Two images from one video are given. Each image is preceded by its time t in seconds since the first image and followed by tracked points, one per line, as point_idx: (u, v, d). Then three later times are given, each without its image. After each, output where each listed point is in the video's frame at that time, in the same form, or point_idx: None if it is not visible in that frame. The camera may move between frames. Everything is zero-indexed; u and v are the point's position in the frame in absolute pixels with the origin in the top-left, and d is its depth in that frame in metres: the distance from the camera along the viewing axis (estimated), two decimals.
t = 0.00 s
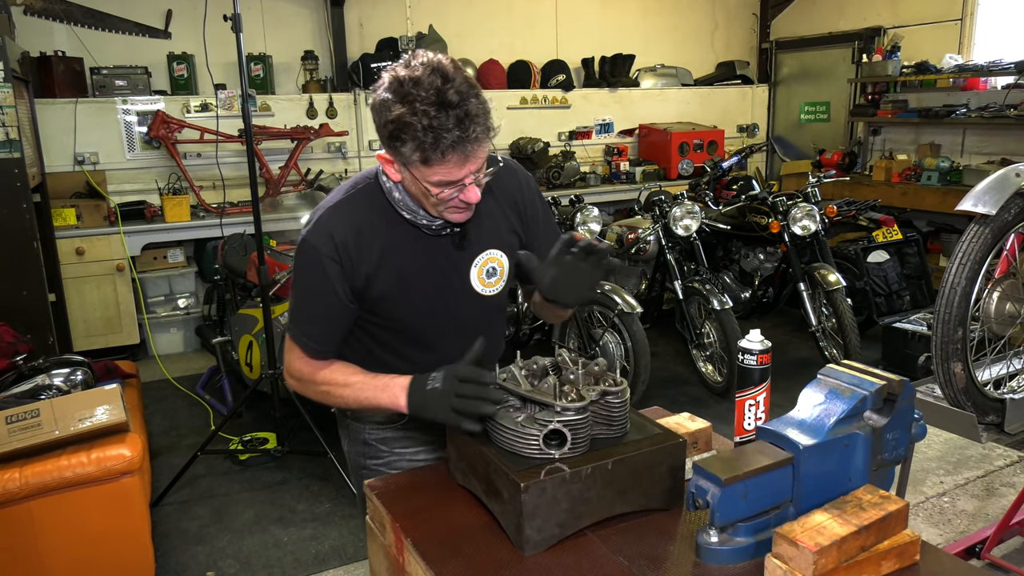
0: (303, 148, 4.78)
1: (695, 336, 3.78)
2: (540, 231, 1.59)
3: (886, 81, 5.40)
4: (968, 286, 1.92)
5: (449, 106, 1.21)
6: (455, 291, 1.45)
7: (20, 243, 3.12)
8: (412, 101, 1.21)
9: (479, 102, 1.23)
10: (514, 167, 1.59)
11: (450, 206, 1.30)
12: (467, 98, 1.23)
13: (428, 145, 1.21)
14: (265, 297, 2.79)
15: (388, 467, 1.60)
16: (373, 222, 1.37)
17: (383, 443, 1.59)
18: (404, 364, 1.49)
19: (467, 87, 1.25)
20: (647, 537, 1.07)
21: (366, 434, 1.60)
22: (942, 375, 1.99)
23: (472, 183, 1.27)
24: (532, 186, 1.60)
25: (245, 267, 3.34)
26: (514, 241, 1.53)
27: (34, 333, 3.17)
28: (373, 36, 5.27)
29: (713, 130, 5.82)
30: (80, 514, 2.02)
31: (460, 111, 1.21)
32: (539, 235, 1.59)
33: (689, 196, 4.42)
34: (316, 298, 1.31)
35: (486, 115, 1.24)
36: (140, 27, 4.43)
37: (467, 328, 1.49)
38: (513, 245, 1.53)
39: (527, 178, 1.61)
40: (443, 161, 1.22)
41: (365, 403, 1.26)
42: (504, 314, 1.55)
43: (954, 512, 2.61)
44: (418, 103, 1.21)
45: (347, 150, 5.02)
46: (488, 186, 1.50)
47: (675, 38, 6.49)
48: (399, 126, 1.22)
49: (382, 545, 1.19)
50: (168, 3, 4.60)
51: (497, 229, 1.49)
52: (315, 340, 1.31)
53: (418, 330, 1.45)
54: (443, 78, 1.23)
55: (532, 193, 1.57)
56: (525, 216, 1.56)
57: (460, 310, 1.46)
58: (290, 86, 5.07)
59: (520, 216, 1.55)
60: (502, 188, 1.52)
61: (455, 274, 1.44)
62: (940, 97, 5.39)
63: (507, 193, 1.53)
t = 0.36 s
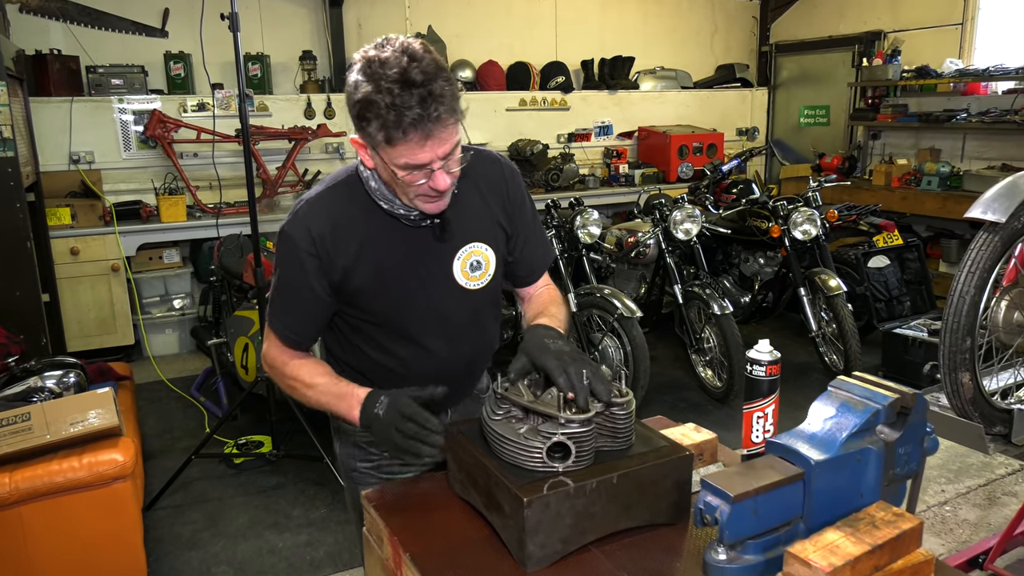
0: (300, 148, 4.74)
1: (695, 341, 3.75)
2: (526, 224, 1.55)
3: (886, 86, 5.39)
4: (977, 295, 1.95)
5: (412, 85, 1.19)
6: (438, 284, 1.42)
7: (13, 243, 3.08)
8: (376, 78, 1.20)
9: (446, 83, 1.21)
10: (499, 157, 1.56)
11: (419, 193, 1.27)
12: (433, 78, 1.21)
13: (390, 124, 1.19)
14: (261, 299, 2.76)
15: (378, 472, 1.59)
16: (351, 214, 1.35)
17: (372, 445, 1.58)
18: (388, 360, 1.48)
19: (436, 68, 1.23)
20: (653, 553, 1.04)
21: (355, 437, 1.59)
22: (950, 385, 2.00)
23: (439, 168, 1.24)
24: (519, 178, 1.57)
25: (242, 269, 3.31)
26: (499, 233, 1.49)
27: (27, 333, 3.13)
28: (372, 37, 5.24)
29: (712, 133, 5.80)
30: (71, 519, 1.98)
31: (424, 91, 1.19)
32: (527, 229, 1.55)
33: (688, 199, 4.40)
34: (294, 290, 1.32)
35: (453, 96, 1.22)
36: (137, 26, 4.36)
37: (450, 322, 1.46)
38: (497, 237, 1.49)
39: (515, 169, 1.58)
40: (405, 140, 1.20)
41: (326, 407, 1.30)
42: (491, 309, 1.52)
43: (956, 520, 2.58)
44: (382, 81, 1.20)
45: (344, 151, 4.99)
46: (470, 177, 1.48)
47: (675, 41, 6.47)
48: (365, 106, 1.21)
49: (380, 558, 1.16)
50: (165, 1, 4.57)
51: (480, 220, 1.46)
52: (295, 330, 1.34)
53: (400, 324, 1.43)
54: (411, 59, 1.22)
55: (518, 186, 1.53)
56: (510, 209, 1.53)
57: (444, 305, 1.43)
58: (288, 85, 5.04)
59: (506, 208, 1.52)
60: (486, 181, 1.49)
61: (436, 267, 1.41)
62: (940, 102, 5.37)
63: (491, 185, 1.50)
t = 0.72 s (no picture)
0: (299, 148, 4.71)
1: (697, 343, 3.72)
2: (524, 227, 1.52)
3: (889, 87, 5.36)
4: (989, 299, 1.96)
5: (408, 90, 1.19)
6: (432, 280, 1.38)
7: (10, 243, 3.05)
8: (374, 79, 1.20)
9: (443, 92, 1.21)
10: (502, 161, 1.55)
11: (409, 192, 1.26)
12: (429, 86, 1.21)
13: (383, 125, 1.19)
14: (260, 302, 2.72)
15: (374, 462, 1.53)
16: (350, 206, 1.34)
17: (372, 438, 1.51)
18: (384, 359, 1.43)
19: (437, 77, 1.24)
20: (664, 567, 1.01)
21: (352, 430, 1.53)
22: (961, 391, 2.01)
23: (428, 171, 1.23)
24: (518, 179, 1.55)
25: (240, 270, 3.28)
26: (496, 234, 1.46)
27: (23, 335, 3.10)
28: (372, 36, 5.20)
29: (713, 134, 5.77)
30: (67, 525, 1.95)
31: (417, 97, 1.18)
32: (521, 230, 1.52)
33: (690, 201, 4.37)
34: (291, 279, 1.31)
35: (447, 106, 1.22)
36: (135, 25, 4.41)
37: (445, 320, 1.41)
38: (493, 237, 1.46)
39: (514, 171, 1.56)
40: (396, 142, 1.20)
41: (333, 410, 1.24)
42: (488, 309, 1.47)
43: (962, 526, 2.55)
44: (382, 82, 1.20)
45: (344, 151, 4.96)
46: (468, 175, 1.46)
47: (676, 42, 6.44)
48: (361, 103, 1.20)
49: (382, 569, 1.13)
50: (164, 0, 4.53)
51: (476, 218, 1.43)
52: (292, 318, 1.31)
53: (394, 320, 1.39)
54: (411, 65, 1.22)
55: (515, 186, 1.51)
56: (508, 209, 1.50)
57: (438, 301, 1.39)
58: (287, 85, 5.01)
59: (503, 208, 1.49)
60: (483, 179, 1.47)
61: (430, 262, 1.38)
62: (943, 104, 5.33)
63: (488, 183, 1.47)
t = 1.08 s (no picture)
0: (298, 151, 4.69)
1: (699, 344, 3.69)
2: (507, 222, 1.53)
3: (889, 86, 5.34)
4: (998, 300, 1.96)
5: (405, 75, 1.19)
6: (419, 275, 1.38)
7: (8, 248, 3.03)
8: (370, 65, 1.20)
9: (439, 76, 1.22)
10: (484, 156, 1.56)
11: (402, 181, 1.25)
12: (424, 70, 1.21)
13: (381, 109, 1.18)
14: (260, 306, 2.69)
15: (351, 467, 1.51)
16: (337, 200, 1.32)
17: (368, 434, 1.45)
18: (369, 356, 1.41)
19: (431, 63, 1.24)
20: None
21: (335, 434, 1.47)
22: (970, 394, 1.99)
23: (424, 157, 1.22)
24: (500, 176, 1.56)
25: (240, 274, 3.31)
26: (480, 229, 1.47)
27: (22, 340, 3.07)
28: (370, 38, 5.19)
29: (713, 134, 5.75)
30: (67, 533, 1.93)
31: (415, 80, 1.18)
32: (504, 225, 1.53)
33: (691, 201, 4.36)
34: (278, 275, 1.27)
35: (443, 90, 1.22)
36: (133, 27, 4.39)
37: (430, 315, 1.41)
38: (479, 232, 1.47)
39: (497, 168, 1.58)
40: (394, 127, 1.19)
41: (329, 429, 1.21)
42: (471, 304, 1.47)
43: (967, 528, 2.53)
44: (377, 68, 1.20)
45: (343, 153, 4.94)
46: (453, 171, 1.46)
47: (675, 42, 6.43)
48: (356, 90, 1.19)
49: None
50: (162, 2, 4.51)
51: (461, 213, 1.44)
52: (279, 316, 1.26)
53: (380, 316, 1.37)
54: (405, 51, 1.22)
55: (499, 182, 1.52)
56: (492, 205, 1.51)
57: (424, 296, 1.39)
58: (286, 87, 4.99)
59: (487, 203, 1.50)
60: (467, 175, 1.48)
61: (417, 257, 1.37)
62: (943, 103, 5.32)
63: (472, 179, 1.48)
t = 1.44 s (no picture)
0: (298, 151, 4.68)
1: (699, 343, 3.69)
2: (469, 241, 1.53)
3: (888, 84, 5.33)
4: (1000, 298, 1.96)
5: (386, 99, 1.15)
6: (379, 304, 1.36)
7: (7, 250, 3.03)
8: (345, 91, 1.15)
9: (419, 100, 1.19)
10: (445, 172, 1.53)
11: (375, 211, 1.22)
12: (404, 93, 1.18)
13: (362, 139, 1.14)
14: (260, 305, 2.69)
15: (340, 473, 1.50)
16: (293, 229, 1.27)
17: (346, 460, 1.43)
18: (325, 381, 1.40)
19: (405, 83, 1.20)
20: None
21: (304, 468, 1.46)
22: (972, 392, 1.98)
23: (403, 184, 1.20)
24: (461, 193, 1.54)
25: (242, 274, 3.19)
26: (442, 251, 1.46)
27: (22, 342, 3.07)
28: (369, 38, 5.18)
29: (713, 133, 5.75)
30: (67, 534, 1.93)
31: (398, 105, 1.16)
32: (465, 244, 1.52)
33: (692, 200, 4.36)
34: (233, 312, 1.22)
35: (424, 114, 1.20)
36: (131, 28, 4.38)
37: (387, 341, 1.40)
38: (440, 256, 1.46)
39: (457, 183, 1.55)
40: (376, 158, 1.15)
41: (326, 461, 1.19)
42: (429, 327, 1.48)
43: (969, 525, 2.53)
44: (354, 94, 1.15)
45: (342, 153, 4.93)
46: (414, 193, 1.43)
47: (675, 40, 6.42)
48: (332, 117, 1.14)
49: None
50: (160, 3, 4.51)
51: (423, 237, 1.42)
52: (237, 357, 1.21)
53: (337, 344, 1.35)
54: (379, 73, 1.18)
55: (461, 201, 1.50)
56: (453, 225, 1.49)
57: (384, 323, 1.38)
58: (285, 88, 4.99)
59: (449, 224, 1.48)
60: (428, 197, 1.45)
61: (378, 286, 1.35)
62: (943, 100, 5.31)
63: (434, 201, 1.45)
